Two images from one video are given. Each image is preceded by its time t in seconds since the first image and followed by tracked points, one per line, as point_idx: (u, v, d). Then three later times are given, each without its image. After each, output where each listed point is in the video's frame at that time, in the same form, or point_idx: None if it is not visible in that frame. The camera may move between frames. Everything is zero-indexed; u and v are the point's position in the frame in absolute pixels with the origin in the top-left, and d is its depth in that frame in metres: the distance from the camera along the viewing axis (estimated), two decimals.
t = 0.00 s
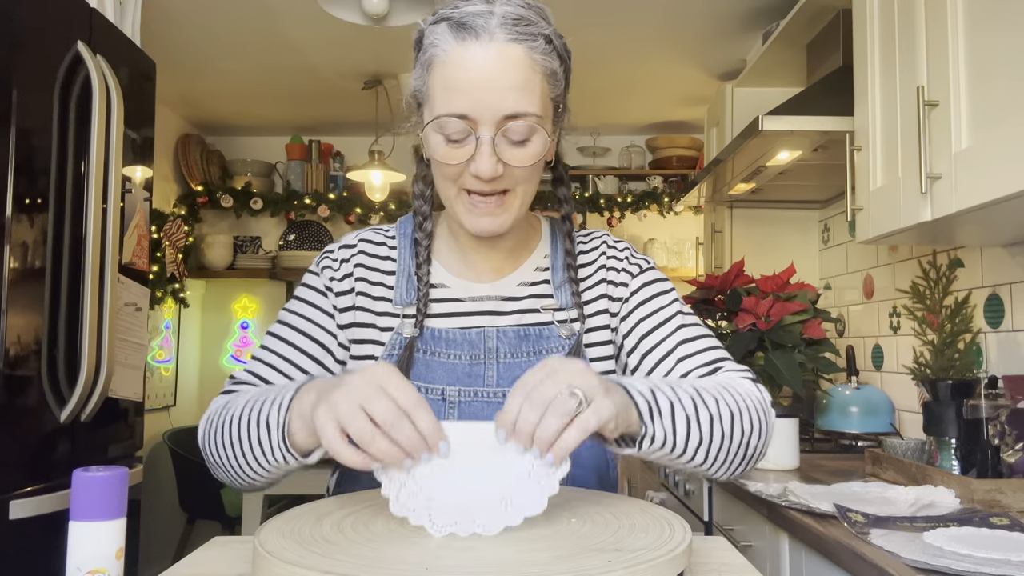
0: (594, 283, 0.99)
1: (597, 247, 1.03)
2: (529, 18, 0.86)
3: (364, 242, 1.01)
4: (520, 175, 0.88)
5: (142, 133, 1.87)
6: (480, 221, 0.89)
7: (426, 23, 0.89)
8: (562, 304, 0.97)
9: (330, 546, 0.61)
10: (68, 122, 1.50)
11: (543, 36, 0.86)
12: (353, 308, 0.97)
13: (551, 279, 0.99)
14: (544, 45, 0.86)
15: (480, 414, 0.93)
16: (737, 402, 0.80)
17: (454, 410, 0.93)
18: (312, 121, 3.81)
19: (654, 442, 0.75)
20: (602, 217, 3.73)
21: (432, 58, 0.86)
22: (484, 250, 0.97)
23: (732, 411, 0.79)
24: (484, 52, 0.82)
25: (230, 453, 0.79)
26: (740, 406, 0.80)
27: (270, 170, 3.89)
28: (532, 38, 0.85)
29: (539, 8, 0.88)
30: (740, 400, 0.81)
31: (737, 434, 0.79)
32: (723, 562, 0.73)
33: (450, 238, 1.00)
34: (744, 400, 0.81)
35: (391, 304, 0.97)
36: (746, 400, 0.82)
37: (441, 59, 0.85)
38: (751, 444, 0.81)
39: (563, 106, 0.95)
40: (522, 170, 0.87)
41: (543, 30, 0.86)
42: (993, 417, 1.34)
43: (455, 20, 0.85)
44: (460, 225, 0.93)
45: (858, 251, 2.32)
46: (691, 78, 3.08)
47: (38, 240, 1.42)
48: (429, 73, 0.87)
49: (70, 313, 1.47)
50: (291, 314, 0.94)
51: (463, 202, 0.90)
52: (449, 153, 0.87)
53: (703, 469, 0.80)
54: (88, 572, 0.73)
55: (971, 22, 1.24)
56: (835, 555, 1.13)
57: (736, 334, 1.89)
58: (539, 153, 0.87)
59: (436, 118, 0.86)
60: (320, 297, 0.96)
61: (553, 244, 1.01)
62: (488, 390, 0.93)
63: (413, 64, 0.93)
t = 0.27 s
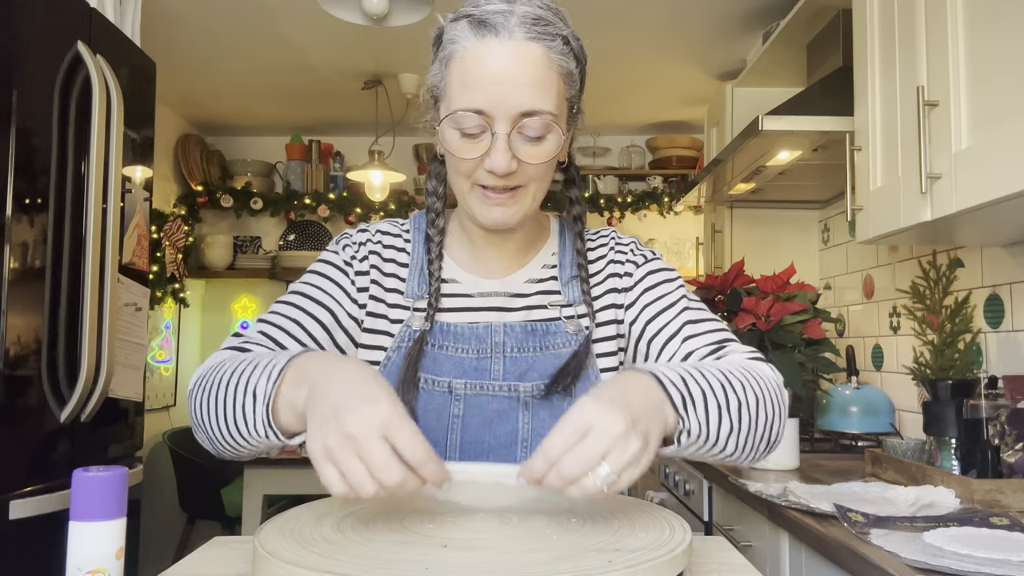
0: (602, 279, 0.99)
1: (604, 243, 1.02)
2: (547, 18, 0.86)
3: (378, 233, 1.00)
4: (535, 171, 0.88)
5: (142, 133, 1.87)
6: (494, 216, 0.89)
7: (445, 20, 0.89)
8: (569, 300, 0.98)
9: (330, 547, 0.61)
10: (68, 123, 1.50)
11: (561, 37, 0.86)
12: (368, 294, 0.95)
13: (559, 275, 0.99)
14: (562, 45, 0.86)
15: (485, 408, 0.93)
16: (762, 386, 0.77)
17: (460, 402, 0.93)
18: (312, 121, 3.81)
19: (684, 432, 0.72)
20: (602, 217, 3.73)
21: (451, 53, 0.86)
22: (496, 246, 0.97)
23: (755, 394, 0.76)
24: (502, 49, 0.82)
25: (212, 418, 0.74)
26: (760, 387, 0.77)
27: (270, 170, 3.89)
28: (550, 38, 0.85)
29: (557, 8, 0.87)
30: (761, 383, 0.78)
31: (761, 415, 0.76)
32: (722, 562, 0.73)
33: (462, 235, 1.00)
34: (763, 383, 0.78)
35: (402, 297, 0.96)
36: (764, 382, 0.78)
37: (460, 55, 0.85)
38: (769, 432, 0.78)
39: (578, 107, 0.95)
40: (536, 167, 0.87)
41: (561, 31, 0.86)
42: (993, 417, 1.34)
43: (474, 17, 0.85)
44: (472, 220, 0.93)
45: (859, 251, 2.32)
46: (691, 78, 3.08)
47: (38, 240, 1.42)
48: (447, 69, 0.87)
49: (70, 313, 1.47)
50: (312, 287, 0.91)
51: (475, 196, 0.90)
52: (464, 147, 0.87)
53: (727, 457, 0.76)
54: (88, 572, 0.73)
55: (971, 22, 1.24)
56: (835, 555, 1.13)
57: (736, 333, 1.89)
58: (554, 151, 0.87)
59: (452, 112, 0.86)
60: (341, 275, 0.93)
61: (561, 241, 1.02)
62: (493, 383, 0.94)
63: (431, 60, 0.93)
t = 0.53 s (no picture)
0: (611, 286, 0.99)
1: (615, 250, 1.03)
2: (560, 26, 0.85)
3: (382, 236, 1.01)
4: (543, 184, 0.88)
5: (142, 133, 1.87)
6: (500, 228, 0.89)
7: (455, 24, 0.89)
8: (576, 306, 0.97)
9: (330, 546, 0.61)
10: (68, 122, 1.50)
11: (573, 45, 0.86)
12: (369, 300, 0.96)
13: (566, 281, 0.99)
14: (574, 54, 0.85)
15: (491, 417, 0.92)
16: (768, 416, 0.78)
17: (465, 412, 0.92)
18: (312, 121, 3.81)
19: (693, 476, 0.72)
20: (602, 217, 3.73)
21: (460, 61, 0.86)
22: (502, 254, 0.98)
23: (762, 426, 0.77)
24: (513, 59, 0.82)
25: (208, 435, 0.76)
26: (767, 418, 0.78)
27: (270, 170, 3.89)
28: (562, 47, 0.85)
29: (570, 16, 0.87)
30: (768, 413, 0.78)
31: (765, 445, 0.76)
32: (723, 562, 0.73)
33: (470, 241, 1.00)
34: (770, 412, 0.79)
35: (405, 302, 0.97)
36: (772, 411, 0.79)
37: (469, 63, 0.85)
38: (775, 455, 0.78)
39: (589, 113, 0.95)
40: (544, 180, 0.87)
41: (574, 39, 0.86)
42: (993, 417, 1.34)
43: (485, 24, 0.85)
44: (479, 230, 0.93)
45: (859, 251, 2.32)
46: (691, 78, 3.08)
47: (38, 240, 1.42)
48: (456, 76, 0.87)
49: (69, 312, 1.48)
50: (310, 297, 0.93)
51: (482, 207, 0.90)
52: (472, 159, 0.87)
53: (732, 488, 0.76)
54: (88, 572, 0.73)
55: (971, 22, 1.24)
56: (835, 555, 1.13)
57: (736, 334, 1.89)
58: (563, 164, 0.87)
59: (460, 123, 0.86)
60: (339, 282, 0.94)
61: (569, 245, 1.02)
62: (499, 393, 0.93)
63: (439, 66, 0.93)
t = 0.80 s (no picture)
0: (613, 288, 0.99)
1: (617, 251, 1.02)
2: (558, 29, 0.86)
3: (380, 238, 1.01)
4: (541, 191, 0.88)
5: (142, 133, 1.87)
6: (498, 235, 0.89)
7: (451, 27, 0.89)
8: (577, 309, 0.97)
9: (330, 546, 0.61)
10: (68, 122, 1.50)
11: (572, 48, 0.86)
12: (365, 305, 0.96)
13: (567, 283, 0.99)
14: (573, 57, 0.86)
15: (489, 423, 0.92)
16: (772, 424, 0.79)
17: (463, 417, 0.92)
18: (312, 121, 3.81)
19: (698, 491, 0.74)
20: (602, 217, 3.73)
21: (457, 65, 0.86)
22: (501, 258, 0.97)
23: (767, 436, 0.78)
24: (511, 62, 0.82)
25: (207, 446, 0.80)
26: (773, 428, 0.79)
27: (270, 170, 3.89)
28: (561, 50, 0.85)
29: (569, 18, 0.87)
30: (771, 421, 0.80)
31: (772, 456, 0.78)
32: (722, 562, 0.73)
33: (468, 245, 1.00)
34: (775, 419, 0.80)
35: (402, 304, 0.96)
36: (779, 419, 0.81)
37: (466, 66, 0.85)
38: (782, 465, 0.80)
39: (589, 116, 0.95)
40: (542, 186, 0.87)
41: (572, 42, 0.86)
42: (993, 417, 1.35)
43: (482, 26, 0.85)
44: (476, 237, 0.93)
45: (859, 251, 2.32)
46: (691, 78, 3.08)
47: (38, 240, 1.42)
48: (452, 80, 0.87)
49: (69, 312, 1.48)
50: (303, 304, 0.94)
51: (479, 214, 0.90)
52: (469, 165, 0.87)
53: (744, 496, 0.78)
54: (88, 572, 0.73)
55: (971, 22, 1.24)
56: (835, 554, 1.13)
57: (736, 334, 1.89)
58: (560, 170, 0.87)
59: (457, 128, 0.86)
60: (332, 290, 0.95)
61: (570, 246, 1.02)
62: (497, 398, 0.93)
63: (435, 69, 0.93)
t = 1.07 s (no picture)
0: (612, 291, 0.99)
1: (616, 253, 1.02)
2: (552, 32, 0.85)
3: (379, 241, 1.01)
4: (537, 198, 0.88)
5: (142, 133, 1.87)
6: (494, 243, 0.89)
7: (443, 32, 0.89)
8: (575, 312, 0.97)
9: (330, 546, 0.60)
10: (68, 122, 1.50)
11: (566, 51, 0.86)
12: (362, 310, 0.97)
13: (566, 286, 0.98)
14: (567, 60, 0.85)
15: (487, 428, 0.92)
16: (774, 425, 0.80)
17: (460, 422, 0.92)
18: (312, 121, 3.81)
19: (694, 492, 0.75)
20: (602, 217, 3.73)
21: (450, 71, 0.86)
22: (499, 262, 0.97)
23: (768, 437, 0.79)
24: (504, 67, 0.82)
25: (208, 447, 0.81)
26: (774, 428, 0.80)
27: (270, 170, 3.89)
28: (555, 54, 0.84)
29: (562, 21, 0.87)
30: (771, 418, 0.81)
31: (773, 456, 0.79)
32: (723, 562, 0.73)
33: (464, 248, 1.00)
34: (779, 418, 0.81)
35: (399, 308, 0.96)
36: (783, 419, 0.81)
37: (458, 72, 0.84)
38: (785, 468, 0.81)
39: (587, 118, 0.95)
40: (538, 193, 0.87)
41: (566, 45, 0.86)
42: (993, 417, 1.35)
43: (474, 31, 0.85)
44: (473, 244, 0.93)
45: (859, 251, 2.32)
46: (691, 78, 3.08)
47: (38, 240, 1.42)
48: (445, 86, 0.87)
49: (69, 312, 1.48)
50: (300, 308, 0.95)
51: (476, 222, 0.90)
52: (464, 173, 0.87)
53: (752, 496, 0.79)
54: (88, 572, 0.73)
55: (971, 22, 1.24)
56: (835, 554, 1.13)
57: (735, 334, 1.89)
58: (556, 177, 0.87)
59: (451, 136, 0.85)
60: (328, 294, 0.96)
61: (569, 247, 1.02)
62: (495, 403, 0.93)
63: (427, 74, 0.93)
